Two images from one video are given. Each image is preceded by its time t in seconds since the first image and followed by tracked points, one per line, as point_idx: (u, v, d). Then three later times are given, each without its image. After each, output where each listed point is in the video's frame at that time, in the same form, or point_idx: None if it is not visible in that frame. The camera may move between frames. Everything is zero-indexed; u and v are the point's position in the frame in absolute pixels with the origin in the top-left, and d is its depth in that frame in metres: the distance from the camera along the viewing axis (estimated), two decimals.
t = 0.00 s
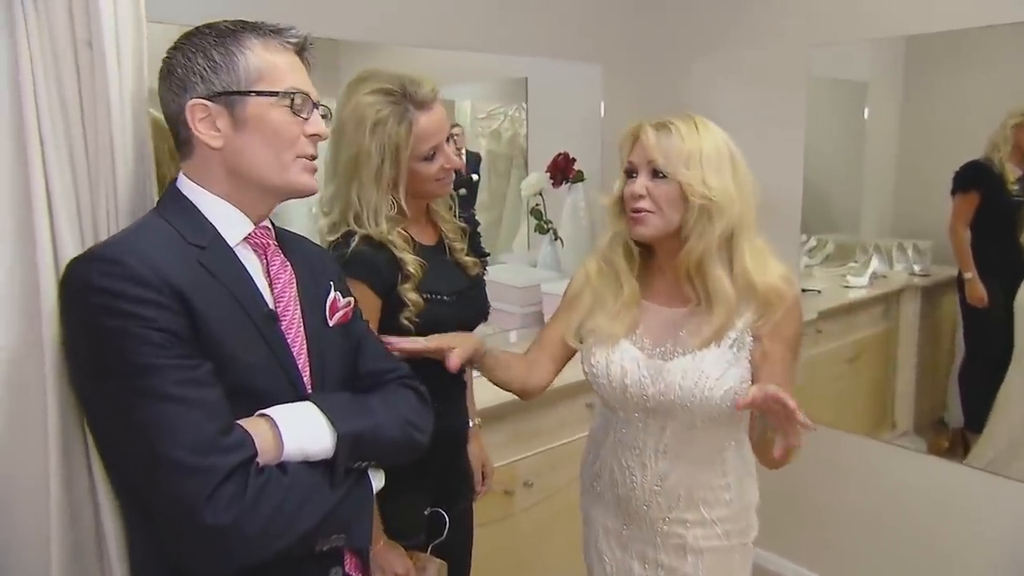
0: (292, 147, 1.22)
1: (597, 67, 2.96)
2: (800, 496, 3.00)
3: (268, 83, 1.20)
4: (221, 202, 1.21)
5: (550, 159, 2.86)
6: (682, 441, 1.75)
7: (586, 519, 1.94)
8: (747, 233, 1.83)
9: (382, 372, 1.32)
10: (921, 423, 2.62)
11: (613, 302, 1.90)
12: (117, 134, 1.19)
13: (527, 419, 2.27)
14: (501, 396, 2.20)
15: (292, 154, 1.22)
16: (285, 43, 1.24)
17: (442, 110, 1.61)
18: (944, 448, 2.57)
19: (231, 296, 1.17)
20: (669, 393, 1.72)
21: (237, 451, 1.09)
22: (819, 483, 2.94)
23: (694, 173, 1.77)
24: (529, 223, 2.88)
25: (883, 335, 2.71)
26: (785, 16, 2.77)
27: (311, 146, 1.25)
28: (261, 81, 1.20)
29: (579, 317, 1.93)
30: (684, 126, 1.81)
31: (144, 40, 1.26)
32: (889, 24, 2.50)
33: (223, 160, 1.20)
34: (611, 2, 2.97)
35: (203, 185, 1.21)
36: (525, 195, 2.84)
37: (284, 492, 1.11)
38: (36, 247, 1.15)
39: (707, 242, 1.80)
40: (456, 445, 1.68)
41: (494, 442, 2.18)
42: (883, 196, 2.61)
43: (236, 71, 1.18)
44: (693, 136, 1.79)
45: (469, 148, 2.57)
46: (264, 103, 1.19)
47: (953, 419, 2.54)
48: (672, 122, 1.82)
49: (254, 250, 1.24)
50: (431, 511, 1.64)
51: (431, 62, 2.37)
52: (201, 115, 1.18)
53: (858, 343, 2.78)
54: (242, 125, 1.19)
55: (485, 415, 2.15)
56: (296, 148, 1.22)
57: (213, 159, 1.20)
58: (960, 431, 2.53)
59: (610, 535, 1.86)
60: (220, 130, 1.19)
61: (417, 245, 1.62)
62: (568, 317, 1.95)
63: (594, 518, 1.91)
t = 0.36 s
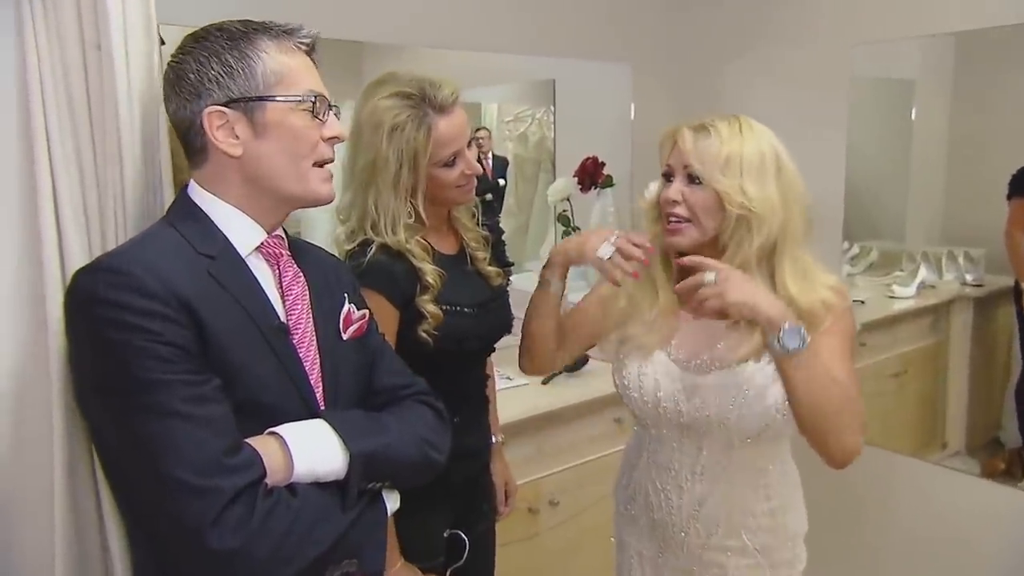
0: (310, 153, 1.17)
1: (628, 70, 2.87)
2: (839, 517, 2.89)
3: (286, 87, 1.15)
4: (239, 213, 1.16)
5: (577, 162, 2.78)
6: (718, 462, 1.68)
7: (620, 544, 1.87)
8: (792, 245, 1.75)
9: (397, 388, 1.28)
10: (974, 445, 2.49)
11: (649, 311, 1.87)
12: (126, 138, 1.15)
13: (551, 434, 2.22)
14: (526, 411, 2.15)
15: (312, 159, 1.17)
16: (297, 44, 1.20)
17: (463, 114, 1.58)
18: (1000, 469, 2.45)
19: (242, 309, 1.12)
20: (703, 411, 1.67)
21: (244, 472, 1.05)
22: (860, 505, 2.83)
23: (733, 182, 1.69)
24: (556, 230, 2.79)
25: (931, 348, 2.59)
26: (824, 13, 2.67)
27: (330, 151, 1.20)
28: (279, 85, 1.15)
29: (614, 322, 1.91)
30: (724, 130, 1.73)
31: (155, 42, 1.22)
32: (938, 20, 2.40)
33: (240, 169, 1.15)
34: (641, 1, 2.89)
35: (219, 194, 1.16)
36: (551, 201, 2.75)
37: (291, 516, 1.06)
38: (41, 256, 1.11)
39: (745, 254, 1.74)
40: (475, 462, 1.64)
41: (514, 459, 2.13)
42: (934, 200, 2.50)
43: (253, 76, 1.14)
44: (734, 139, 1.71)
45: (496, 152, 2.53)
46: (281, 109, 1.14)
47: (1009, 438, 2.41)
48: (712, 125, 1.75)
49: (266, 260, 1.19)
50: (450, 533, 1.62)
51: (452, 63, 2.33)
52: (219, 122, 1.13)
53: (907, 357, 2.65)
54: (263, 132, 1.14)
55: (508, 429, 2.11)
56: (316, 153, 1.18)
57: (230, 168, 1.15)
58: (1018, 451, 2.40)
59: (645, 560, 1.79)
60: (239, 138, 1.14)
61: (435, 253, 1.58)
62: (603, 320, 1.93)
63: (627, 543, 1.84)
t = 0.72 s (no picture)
0: (308, 156, 1.12)
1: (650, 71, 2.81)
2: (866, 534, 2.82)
3: (282, 86, 1.11)
4: (238, 217, 1.12)
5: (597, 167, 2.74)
6: (753, 480, 1.58)
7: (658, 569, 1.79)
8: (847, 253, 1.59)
9: (408, 403, 1.24)
10: (1013, 461, 2.44)
11: (691, 323, 1.71)
12: (128, 142, 1.11)
13: (570, 448, 2.17)
14: (541, 423, 2.10)
15: (306, 163, 1.12)
16: (301, 43, 1.16)
17: (478, 116, 1.53)
18: None
19: (245, 319, 1.08)
20: (732, 419, 1.56)
21: (245, 491, 1.01)
22: (889, 522, 2.75)
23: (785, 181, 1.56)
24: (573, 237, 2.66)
25: (966, 360, 2.53)
26: (855, 11, 2.60)
27: (331, 154, 1.15)
28: (274, 84, 1.11)
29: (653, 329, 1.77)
30: (778, 130, 1.61)
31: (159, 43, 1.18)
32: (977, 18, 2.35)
33: (235, 172, 1.11)
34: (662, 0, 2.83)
35: (218, 199, 1.12)
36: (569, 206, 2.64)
37: (295, 538, 1.02)
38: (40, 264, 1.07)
39: (798, 261, 1.57)
40: (491, 478, 1.60)
41: (530, 475, 2.09)
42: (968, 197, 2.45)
43: (247, 74, 1.10)
44: (784, 138, 1.60)
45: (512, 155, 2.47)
46: (275, 109, 1.10)
47: None
48: (760, 121, 1.63)
49: (271, 269, 1.15)
50: (463, 554, 1.58)
51: (466, 63, 2.28)
52: (212, 122, 1.10)
53: (939, 369, 2.58)
54: (254, 134, 1.10)
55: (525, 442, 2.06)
56: (311, 157, 1.13)
57: (225, 170, 1.11)
58: None
59: None
60: (231, 138, 1.10)
61: (449, 260, 1.54)
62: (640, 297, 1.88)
63: (664, 567, 1.77)
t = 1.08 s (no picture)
0: (307, 162, 1.08)
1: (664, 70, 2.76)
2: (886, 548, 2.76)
3: (284, 88, 1.07)
4: (236, 223, 1.07)
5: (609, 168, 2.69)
6: (792, 507, 1.52)
7: None
8: (891, 255, 1.52)
9: (412, 415, 1.20)
10: None
11: (726, 332, 1.67)
12: (120, 141, 1.07)
13: (581, 461, 2.12)
14: (550, 435, 2.05)
15: (304, 170, 1.08)
16: (306, 44, 1.10)
17: (484, 118, 1.48)
18: None
19: (241, 328, 1.03)
20: (770, 441, 1.51)
21: (239, 509, 0.96)
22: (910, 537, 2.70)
23: (818, 185, 1.48)
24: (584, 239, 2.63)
25: (996, 370, 2.48)
26: (877, 9, 2.55)
27: (330, 161, 1.11)
28: (275, 87, 1.06)
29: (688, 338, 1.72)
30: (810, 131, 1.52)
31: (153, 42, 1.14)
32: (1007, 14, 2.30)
33: (229, 175, 1.06)
34: None
35: (212, 202, 1.07)
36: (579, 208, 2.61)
37: (291, 558, 0.98)
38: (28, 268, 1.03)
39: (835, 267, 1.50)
40: (499, 493, 1.55)
41: (539, 488, 2.04)
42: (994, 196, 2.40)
43: (248, 74, 1.05)
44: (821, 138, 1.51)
45: (520, 155, 2.39)
46: (274, 112, 1.05)
47: None
48: (797, 123, 1.55)
49: (269, 275, 1.10)
50: (468, 572, 1.53)
51: (473, 63, 2.23)
52: (207, 121, 1.05)
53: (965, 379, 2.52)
54: (252, 136, 1.05)
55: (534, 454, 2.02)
56: (310, 164, 1.08)
57: (219, 172, 1.06)
58: None
59: None
60: (227, 140, 1.06)
61: (454, 264, 1.50)
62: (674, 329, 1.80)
63: None
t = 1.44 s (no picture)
0: (315, 169, 1.05)
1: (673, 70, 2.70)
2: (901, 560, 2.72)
3: (296, 96, 1.03)
4: (234, 232, 1.04)
5: (618, 172, 2.59)
6: (815, 528, 1.47)
7: None
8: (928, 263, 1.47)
9: (409, 428, 1.17)
10: None
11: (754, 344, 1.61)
12: (108, 144, 1.03)
13: (585, 475, 2.10)
14: (554, 447, 2.01)
15: (313, 176, 1.05)
16: (310, 49, 1.07)
17: (484, 121, 1.45)
18: None
19: (230, 337, 1.00)
20: (793, 456, 1.46)
21: (229, 527, 0.93)
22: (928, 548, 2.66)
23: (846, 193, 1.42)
24: (591, 245, 2.59)
25: None
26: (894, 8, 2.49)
27: (331, 169, 1.07)
28: (288, 94, 1.02)
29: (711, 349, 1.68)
30: (835, 136, 1.46)
31: (145, 37, 1.11)
32: None
33: (234, 182, 1.02)
34: None
35: (202, 207, 1.03)
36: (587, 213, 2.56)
37: None
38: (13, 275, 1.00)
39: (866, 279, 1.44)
40: (503, 508, 1.53)
41: (543, 501, 2.02)
42: (1018, 199, 2.38)
43: (260, 79, 1.01)
44: (848, 144, 1.44)
45: (526, 160, 2.36)
46: (287, 120, 1.02)
47: None
48: (822, 127, 1.48)
49: (261, 283, 1.06)
50: None
51: (476, 64, 2.19)
52: (215, 127, 1.00)
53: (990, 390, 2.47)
54: (263, 143, 1.01)
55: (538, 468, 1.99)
56: (318, 170, 1.05)
57: (223, 180, 1.02)
58: None
59: None
60: (235, 146, 1.01)
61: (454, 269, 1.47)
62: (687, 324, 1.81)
63: None
